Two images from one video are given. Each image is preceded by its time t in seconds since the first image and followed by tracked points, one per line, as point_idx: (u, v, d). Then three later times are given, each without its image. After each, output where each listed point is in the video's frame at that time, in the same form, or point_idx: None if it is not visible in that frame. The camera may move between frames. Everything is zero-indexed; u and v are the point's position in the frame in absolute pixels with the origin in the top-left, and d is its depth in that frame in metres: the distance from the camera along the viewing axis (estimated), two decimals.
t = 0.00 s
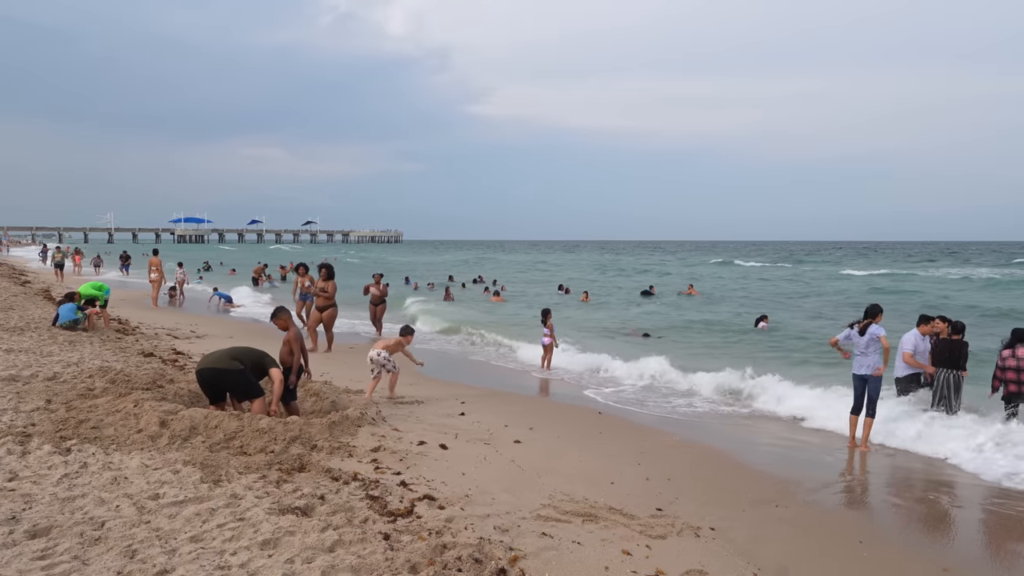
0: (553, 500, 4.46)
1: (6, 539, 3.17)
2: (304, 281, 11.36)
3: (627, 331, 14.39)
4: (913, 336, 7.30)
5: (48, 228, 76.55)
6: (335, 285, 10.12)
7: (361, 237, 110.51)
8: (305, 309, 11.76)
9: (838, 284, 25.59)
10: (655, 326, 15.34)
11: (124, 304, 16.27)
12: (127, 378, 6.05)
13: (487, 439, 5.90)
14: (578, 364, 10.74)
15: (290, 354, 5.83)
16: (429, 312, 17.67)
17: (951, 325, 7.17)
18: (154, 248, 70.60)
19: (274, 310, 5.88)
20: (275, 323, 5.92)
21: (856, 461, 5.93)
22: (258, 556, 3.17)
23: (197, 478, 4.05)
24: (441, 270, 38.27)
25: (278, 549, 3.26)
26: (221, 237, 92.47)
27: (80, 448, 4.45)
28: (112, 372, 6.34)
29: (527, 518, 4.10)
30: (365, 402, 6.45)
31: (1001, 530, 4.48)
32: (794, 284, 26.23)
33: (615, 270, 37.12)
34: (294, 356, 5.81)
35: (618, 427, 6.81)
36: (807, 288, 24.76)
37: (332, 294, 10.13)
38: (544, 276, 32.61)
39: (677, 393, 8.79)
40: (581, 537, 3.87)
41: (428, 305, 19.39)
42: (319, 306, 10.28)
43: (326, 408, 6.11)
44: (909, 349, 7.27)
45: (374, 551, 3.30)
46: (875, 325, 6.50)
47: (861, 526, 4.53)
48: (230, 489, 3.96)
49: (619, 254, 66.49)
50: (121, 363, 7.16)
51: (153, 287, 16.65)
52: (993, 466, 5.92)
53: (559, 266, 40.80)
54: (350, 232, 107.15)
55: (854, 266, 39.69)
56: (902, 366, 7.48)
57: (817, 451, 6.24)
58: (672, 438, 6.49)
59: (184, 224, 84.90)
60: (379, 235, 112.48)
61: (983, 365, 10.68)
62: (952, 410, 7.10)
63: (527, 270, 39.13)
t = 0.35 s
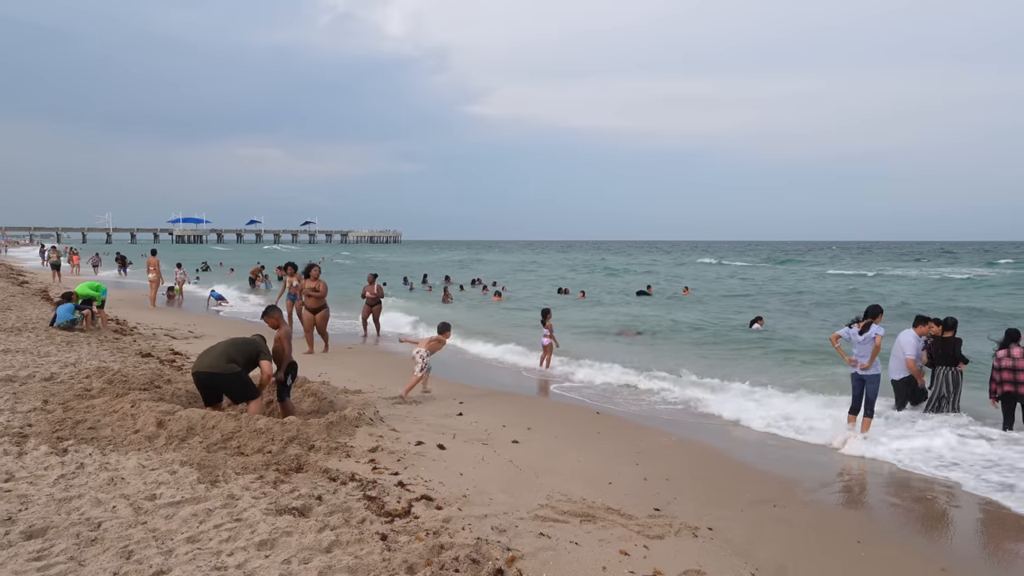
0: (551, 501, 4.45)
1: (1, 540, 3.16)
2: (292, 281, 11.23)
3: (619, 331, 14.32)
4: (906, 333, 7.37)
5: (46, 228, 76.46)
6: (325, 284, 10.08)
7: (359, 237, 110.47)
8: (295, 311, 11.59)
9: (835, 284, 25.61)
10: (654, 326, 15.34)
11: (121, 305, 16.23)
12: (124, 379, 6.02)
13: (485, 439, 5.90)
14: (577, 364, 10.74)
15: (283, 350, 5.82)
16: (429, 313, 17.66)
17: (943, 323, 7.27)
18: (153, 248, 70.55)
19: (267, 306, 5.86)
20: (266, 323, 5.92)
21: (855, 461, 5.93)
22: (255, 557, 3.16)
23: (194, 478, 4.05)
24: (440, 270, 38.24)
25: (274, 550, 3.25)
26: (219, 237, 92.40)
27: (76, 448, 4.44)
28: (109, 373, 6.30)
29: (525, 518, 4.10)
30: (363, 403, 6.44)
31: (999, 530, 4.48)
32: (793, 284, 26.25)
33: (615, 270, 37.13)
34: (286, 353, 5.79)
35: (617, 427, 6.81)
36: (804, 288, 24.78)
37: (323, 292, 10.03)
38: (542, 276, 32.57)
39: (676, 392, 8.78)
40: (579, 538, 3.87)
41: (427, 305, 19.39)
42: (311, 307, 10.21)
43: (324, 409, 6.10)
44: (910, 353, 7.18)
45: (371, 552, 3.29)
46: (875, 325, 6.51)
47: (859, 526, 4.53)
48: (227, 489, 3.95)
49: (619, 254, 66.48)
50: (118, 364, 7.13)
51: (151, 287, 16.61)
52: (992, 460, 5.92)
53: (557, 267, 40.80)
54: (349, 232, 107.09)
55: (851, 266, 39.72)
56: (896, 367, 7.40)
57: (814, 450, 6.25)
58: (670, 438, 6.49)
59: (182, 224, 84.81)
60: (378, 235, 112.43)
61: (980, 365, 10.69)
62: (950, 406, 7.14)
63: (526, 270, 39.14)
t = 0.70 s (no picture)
0: (549, 501, 4.46)
1: None
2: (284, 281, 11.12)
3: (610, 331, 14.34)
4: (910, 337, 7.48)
5: (44, 228, 76.37)
6: (320, 284, 10.05)
7: (357, 237, 110.43)
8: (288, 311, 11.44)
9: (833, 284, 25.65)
10: (653, 325, 15.37)
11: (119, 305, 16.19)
12: (122, 379, 6.00)
13: (483, 439, 5.90)
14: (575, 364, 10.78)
15: (284, 349, 5.74)
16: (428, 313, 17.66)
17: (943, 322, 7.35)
18: (149, 248, 70.71)
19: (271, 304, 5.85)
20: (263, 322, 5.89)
21: (854, 460, 5.93)
22: (253, 557, 3.17)
23: (192, 479, 4.04)
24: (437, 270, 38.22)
25: (273, 550, 3.25)
26: (217, 237, 92.30)
27: (74, 449, 4.44)
28: (107, 373, 6.28)
29: (524, 519, 4.10)
30: (361, 403, 6.44)
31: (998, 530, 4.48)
32: (791, 284, 26.31)
33: (613, 270, 37.16)
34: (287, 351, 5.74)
35: (615, 427, 6.82)
36: (801, 288, 24.84)
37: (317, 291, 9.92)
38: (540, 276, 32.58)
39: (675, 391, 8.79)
40: (577, 538, 3.87)
41: (426, 305, 19.40)
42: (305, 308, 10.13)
43: (323, 409, 6.10)
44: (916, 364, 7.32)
45: (369, 552, 3.29)
46: (874, 326, 6.53)
47: (858, 525, 4.54)
48: (226, 490, 3.95)
49: (617, 254, 66.56)
50: (117, 364, 7.11)
51: (149, 286, 16.58)
52: (992, 460, 5.93)
53: (555, 266, 40.81)
54: (347, 232, 107.05)
55: (848, 266, 39.80)
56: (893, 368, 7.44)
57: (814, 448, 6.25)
58: (669, 437, 6.49)
59: (180, 224, 84.73)
60: (376, 235, 112.34)
61: (977, 365, 10.73)
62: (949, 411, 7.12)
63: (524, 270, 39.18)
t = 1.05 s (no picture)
0: (549, 501, 4.46)
1: None
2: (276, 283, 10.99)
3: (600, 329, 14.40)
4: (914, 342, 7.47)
5: (42, 228, 76.32)
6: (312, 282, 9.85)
7: (356, 237, 110.37)
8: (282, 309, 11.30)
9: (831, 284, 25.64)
10: (652, 326, 15.37)
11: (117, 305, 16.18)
12: (120, 380, 5.98)
13: (482, 440, 5.89)
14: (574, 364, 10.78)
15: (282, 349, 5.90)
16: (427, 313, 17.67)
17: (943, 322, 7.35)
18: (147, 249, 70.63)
19: (268, 302, 5.86)
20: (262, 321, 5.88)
21: (852, 459, 5.94)
22: (252, 559, 3.16)
23: (191, 480, 4.03)
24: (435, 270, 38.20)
25: (272, 551, 3.24)
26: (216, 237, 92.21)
27: (72, 450, 4.43)
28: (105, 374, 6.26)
29: (523, 519, 4.09)
30: (360, 403, 6.44)
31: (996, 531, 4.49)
32: (790, 284, 26.32)
33: (612, 270, 37.22)
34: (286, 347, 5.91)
35: (615, 427, 6.82)
36: (799, 288, 24.83)
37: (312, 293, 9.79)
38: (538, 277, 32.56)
39: (674, 391, 8.79)
40: (577, 538, 3.87)
41: (425, 305, 19.41)
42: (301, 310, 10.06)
43: (321, 410, 6.09)
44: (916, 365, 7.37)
45: (369, 553, 3.28)
46: (873, 327, 6.54)
47: (856, 525, 4.54)
48: (225, 491, 3.94)
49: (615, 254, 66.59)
50: (115, 365, 7.09)
51: (148, 287, 16.54)
52: (989, 461, 5.94)
53: (554, 266, 40.82)
54: (345, 232, 106.98)
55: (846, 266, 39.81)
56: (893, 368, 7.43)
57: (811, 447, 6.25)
58: (668, 438, 6.49)
59: (179, 224, 84.68)
60: (375, 235, 112.32)
61: (975, 365, 10.74)
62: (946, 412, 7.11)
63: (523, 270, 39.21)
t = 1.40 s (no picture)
0: (546, 501, 4.46)
1: None
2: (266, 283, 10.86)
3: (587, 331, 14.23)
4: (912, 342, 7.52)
5: (39, 228, 76.22)
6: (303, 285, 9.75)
7: (354, 237, 110.28)
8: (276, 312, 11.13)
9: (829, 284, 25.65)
10: (650, 326, 15.38)
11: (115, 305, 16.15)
12: (117, 380, 5.97)
13: (480, 439, 5.89)
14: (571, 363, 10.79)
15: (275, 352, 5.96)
16: (426, 313, 17.66)
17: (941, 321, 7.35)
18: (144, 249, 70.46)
19: (260, 304, 5.85)
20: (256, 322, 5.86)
21: (849, 458, 5.95)
22: (250, 558, 3.15)
23: (188, 480, 4.03)
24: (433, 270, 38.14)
25: (269, 551, 3.24)
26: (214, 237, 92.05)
27: (69, 450, 4.42)
28: (102, 374, 6.25)
29: (520, 518, 4.10)
30: (358, 403, 6.43)
31: (989, 530, 4.51)
32: (789, 284, 26.35)
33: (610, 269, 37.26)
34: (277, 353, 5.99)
35: (613, 427, 6.81)
36: (797, 288, 24.84)
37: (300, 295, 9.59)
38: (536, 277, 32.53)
39: (671, 391, 8.80)
40: (574, 538, 3.87)
41: (424, 305, 19.39)
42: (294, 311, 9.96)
43: (318, 410, 6.09)
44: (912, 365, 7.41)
45: (366, 553, 3.28)
46: (869, 327, 6.55)
47: (850, 522, 4.57)
48: (222, 491, 3.93)
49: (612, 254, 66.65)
50: (113, 365, 7.08)
51: (145, 287, 16.51)
52: (988, 461, 5.94)
53: (552, 266, 40.81)
54: (344, 232, 106.92)
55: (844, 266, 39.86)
56: (888, 368, 7.54)
57: (808, 446, 6.26)
58: (665, 437, 6.48)
59: (177, 224, 84.59)
60: (373, 235, 112.24)
61: (971, 364, 10.77)
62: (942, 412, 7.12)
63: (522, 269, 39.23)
